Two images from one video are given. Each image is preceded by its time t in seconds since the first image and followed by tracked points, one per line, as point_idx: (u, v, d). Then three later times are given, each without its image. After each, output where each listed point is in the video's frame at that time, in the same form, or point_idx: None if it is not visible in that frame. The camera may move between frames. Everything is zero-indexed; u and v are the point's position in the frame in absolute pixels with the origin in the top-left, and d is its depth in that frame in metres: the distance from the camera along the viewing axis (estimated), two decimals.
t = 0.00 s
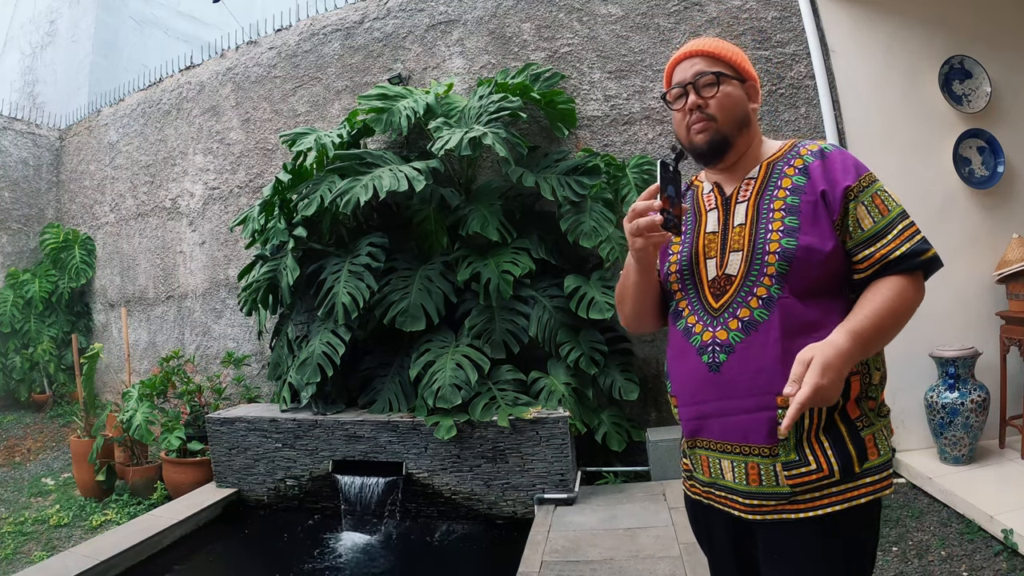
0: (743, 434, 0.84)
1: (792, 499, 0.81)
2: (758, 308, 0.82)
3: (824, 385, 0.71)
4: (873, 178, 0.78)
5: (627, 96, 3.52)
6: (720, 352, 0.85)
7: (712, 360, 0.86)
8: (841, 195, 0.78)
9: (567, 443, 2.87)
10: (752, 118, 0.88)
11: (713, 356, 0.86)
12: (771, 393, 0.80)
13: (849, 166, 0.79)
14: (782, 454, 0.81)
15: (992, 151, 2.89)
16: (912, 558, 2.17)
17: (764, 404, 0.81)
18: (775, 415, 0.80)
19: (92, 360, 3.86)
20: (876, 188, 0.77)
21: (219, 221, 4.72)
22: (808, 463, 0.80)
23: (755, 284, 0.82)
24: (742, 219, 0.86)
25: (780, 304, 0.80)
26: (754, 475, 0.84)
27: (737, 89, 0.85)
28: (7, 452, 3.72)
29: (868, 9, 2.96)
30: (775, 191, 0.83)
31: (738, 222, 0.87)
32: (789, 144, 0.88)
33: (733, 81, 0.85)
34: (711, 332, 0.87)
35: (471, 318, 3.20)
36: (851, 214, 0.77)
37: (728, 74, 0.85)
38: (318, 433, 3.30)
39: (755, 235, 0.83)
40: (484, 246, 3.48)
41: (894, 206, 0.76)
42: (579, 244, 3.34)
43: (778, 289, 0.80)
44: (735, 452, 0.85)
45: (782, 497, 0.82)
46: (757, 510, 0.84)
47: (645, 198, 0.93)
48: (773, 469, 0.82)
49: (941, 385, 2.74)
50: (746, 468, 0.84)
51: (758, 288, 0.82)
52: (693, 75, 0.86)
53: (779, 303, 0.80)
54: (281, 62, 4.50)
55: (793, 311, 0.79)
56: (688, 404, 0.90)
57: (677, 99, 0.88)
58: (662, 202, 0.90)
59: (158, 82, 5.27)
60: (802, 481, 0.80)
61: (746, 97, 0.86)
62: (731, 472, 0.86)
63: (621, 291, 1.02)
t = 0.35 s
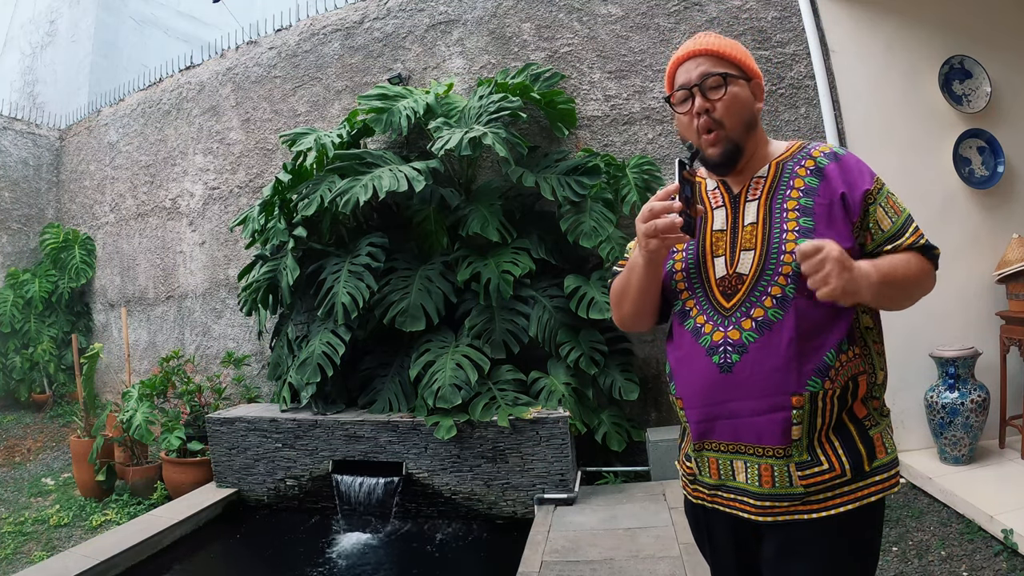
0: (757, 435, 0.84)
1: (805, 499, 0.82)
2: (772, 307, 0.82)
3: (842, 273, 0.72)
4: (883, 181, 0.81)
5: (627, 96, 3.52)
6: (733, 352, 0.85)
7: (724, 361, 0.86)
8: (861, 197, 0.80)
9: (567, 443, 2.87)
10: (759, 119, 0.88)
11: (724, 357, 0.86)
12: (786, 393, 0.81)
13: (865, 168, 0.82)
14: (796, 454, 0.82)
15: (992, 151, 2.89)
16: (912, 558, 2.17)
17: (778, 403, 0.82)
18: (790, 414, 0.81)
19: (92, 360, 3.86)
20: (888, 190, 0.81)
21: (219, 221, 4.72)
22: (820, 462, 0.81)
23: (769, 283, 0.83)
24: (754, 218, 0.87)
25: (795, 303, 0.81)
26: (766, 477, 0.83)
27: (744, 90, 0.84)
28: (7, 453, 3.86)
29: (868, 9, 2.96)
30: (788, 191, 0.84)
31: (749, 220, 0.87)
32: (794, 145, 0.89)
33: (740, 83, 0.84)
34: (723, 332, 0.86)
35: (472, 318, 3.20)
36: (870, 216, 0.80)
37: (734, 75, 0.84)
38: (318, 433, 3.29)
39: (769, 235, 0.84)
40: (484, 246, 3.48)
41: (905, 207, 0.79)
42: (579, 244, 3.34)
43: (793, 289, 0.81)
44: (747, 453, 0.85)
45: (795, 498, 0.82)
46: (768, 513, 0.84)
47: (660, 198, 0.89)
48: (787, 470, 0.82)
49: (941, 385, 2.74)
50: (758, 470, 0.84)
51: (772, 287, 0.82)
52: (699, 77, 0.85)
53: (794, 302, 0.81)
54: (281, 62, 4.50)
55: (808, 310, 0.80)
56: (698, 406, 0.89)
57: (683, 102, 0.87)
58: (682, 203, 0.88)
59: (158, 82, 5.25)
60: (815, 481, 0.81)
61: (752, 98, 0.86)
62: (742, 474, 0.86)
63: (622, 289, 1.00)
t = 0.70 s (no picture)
0: (757, 437, 0.84)
1: (804, 503, 0.82)
2: (777, 308, 0.82)
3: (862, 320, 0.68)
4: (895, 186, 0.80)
5: (627, 96, 3.52)
6: (736, 351, 0.85)
7: (727, 361, 0.86)
8: (872, 201, 0.79)
9: (567, 443, 2.87)
10: (762, 115, 0.87)
11: (727, 356, 0.86)
12: (788, 396, 0.81)
13: (877, 172, 0.80)
14: (796, 458, 0.82)
15: (992, 151, 2.89)
16: (912, 558, 2.17)
17: (781, 406, 0.82)
18: (792, 417, 0.81)
19: (92, 360, 3.86)
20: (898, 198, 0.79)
21: (219, 221, 4.72)
22: (821, 467, 0.81)
23: (775, 283, 0.82)
24: (761, 215, 0.86)
25: (801, 304, 0.80)
26: (765, 480, 0.83)
27: (743, 88, 0.84)
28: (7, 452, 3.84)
29: (868, 8, 2.96)
30: (798, 188, 0.84)
31: (755, 217, 0.87)
32: (807, 144, 0.88)
33: (737, 80, 0.84)
34: (727, 330, 0.86)
35: (472, 318, 3.20)
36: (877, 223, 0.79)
37: (731, 74, 0.84)
38: (318, 433, 3.29)
39: (775, 233, 0.84)
40: (484, 246, 3.48)
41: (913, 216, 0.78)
42: (579, 244, 3.34)
43: (799, 290, 0.80)
44: (746, 456, 0.85)
45: (794, 502, 0.82)
46: (766, 517, 0.84)
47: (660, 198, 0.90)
48: (786, 474, 0.82)
49: (941, 384, 2.74)
50: (757, 473, 0.84)
51: (778, 287, 0.82)
52: (696, 78, 0.85)
53: (799, 304, 0.80)
54: (282, 62, 4.50)
55: (813, 310, 0.80)
56: (698, 405, 0.89)
57: (682, 106, 0.88)
58: (679, 204, 0.88)
59: (158, 82, 5.26)
60: (814, 485, 0.81)
61: (752, 94, 0.85)
62: (740, 477, 0.86)
63: (622, 288, 1.00)
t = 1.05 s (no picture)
0: (756, 440, 0.83)
1: (803, 512, 0.81)
2: (777, 306, 0.81)
3: (784, 194, 0.67)
4: (900, 170, 0.75)
5: (627, 96, 3.52)
6: (735, 351, 0.84)
7: (726, 360, 0.86)
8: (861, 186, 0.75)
9: (567, 443, 2.87)
10: (768, 102, 0.86)
11: (727, 356, 0.86)
12: (786, 398, 0.80)
13: (877, 158, 0.77)
14: (796, 464, 0.81)
15: (992, 151, 2.89)
16: (912, 558, 2.17)
17: (781, 409, 0.80)
18: (792, 421, 0.80)
19: (92, 360, 3.86)
20: (898, 180, 0.75)
21: (219, 221, 4.72)
22: (822, 474, 0.80)
23: (775, 281, 0.82)
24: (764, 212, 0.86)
25: (800, 302, 0.79)
26: (764, 486, 0.83)
27: (745, 74, 0.83)
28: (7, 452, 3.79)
29: (868, 9, 2.96)
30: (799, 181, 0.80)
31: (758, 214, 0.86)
32: (821, 133, 0.84)
33: (739, 67, 0.83)
34: (726, 330, 0.86)
35: (472, 318, 3.20)
36: (862, 205, 0.76)
37: (732, 61, 0.84)
38: (318, 433, 3.29)
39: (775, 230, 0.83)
40: (484, 246, 3.48)
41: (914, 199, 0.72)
42: (579, 243, 3.34)
43: (799, 287, 0.80)
44: (746, 460, 0.85)
45: (793, 510, 0.81)
46: (764, 524, 0.83)
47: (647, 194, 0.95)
48: (785, 480, 0.81)
49: (941, 384, 2.74)
50: (756, 478, 0.84)
51: (779, 286, 0.81)
52: (697, 67, 0.86)
53: (799, 302, 0.80)
54: (282, 62, 4.50)
55: (813, 308, 0.79)
56: (699, 406, 0.90)
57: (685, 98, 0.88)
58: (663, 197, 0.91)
59: (158, 82, 5.26)
60: (814, 492, 0.80)
61: (756, 80, 0.84)
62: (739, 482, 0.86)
63: (625, 287, 1.06)
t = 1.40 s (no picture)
0: (730, 436, 0.84)
1: (777, 511, 0.81)
2: (746, 305, 0.81)
3: (705, 212, 0.68)
4: (868, 156, 0.74)
5: (627, 96, 3.52)
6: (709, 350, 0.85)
7: (702, 359, 0.87)
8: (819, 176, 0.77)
9: (567, 443, 2.87)
10: (763, 108, 0.86)
11: (703, 355, 0.87)
12: (755, 395, 0.80)
13: (845, 146, 0.76)
14: (770, 462, 0.80)
15: (992, 151, 2.89)
16: (912, 557, 2.17)
17: (750, 405, 0.81)
18: (761, 418, 0.80)
19: (92, 360, 3.86)
20: (864, 166, 0.74)
21: (219, 221, 4.72)
22: (797, 475, 0.79)
23: (745, 280, 0.82)
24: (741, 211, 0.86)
25: (767, 300, 0.79)
26: (739, 481, 0.84)
27: (744, 77, 0.83)
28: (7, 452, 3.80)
29: (867, 9, 2.96)
30: (772, 178, 0.82)
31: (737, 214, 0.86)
32: (803, 127, 0.85)
33: (741, 69, 0.83)
34: (703, 329, 0.87)
35: (472, 317, 3.20)
36: (826, 192, 0.76)
37: (736, 61, 0.83)
38: (318, 433, 3.29)
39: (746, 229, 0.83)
40: (484, 246, 3.48)
41: (875, 184, 0.71)
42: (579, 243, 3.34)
43: (767, 286, 0.79)
44: (723, 456, 0.86)
45: (765, 507, 0.81)
46: (743, 518, 0.85)
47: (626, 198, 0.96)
48: (759, 476, 0.82)
49: (941, 384, 2.74)
50: (733, 472, 0.85)
51: (748, 285, 0.81)
52: (700, 61, 0.85)
53: (765, 300, 0.79)
54: (281, 62, 4.50)
55: (782, 306, 0.78)
56: (685, 402, 0.92)
57: (683, 87, 0.88)
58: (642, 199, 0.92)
59: (158, 82, 5.26)
60: (786, 492, 0.79)
61: (755, 85, 0.84)
62: (719, 476, 0.87)
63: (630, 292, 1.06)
